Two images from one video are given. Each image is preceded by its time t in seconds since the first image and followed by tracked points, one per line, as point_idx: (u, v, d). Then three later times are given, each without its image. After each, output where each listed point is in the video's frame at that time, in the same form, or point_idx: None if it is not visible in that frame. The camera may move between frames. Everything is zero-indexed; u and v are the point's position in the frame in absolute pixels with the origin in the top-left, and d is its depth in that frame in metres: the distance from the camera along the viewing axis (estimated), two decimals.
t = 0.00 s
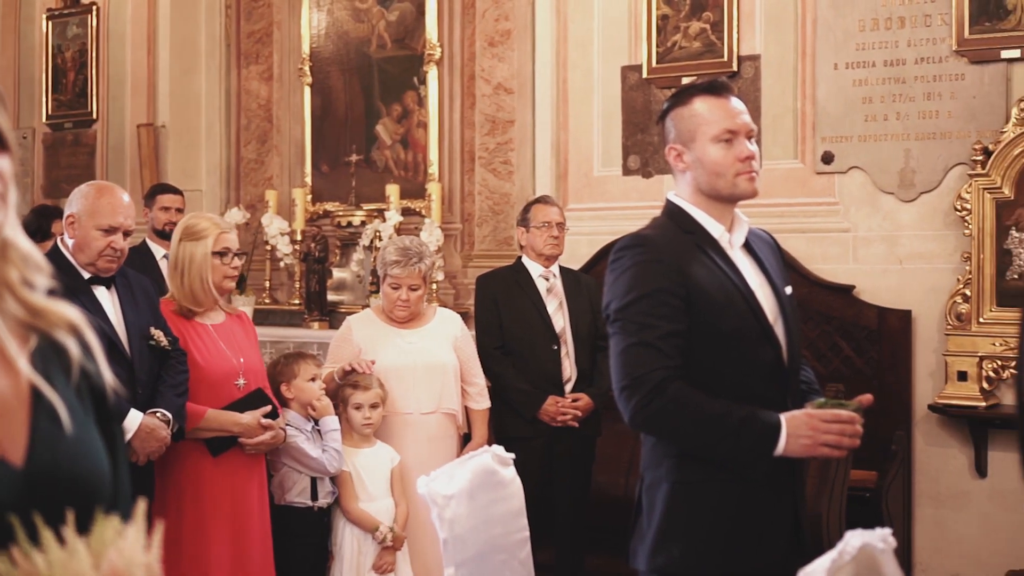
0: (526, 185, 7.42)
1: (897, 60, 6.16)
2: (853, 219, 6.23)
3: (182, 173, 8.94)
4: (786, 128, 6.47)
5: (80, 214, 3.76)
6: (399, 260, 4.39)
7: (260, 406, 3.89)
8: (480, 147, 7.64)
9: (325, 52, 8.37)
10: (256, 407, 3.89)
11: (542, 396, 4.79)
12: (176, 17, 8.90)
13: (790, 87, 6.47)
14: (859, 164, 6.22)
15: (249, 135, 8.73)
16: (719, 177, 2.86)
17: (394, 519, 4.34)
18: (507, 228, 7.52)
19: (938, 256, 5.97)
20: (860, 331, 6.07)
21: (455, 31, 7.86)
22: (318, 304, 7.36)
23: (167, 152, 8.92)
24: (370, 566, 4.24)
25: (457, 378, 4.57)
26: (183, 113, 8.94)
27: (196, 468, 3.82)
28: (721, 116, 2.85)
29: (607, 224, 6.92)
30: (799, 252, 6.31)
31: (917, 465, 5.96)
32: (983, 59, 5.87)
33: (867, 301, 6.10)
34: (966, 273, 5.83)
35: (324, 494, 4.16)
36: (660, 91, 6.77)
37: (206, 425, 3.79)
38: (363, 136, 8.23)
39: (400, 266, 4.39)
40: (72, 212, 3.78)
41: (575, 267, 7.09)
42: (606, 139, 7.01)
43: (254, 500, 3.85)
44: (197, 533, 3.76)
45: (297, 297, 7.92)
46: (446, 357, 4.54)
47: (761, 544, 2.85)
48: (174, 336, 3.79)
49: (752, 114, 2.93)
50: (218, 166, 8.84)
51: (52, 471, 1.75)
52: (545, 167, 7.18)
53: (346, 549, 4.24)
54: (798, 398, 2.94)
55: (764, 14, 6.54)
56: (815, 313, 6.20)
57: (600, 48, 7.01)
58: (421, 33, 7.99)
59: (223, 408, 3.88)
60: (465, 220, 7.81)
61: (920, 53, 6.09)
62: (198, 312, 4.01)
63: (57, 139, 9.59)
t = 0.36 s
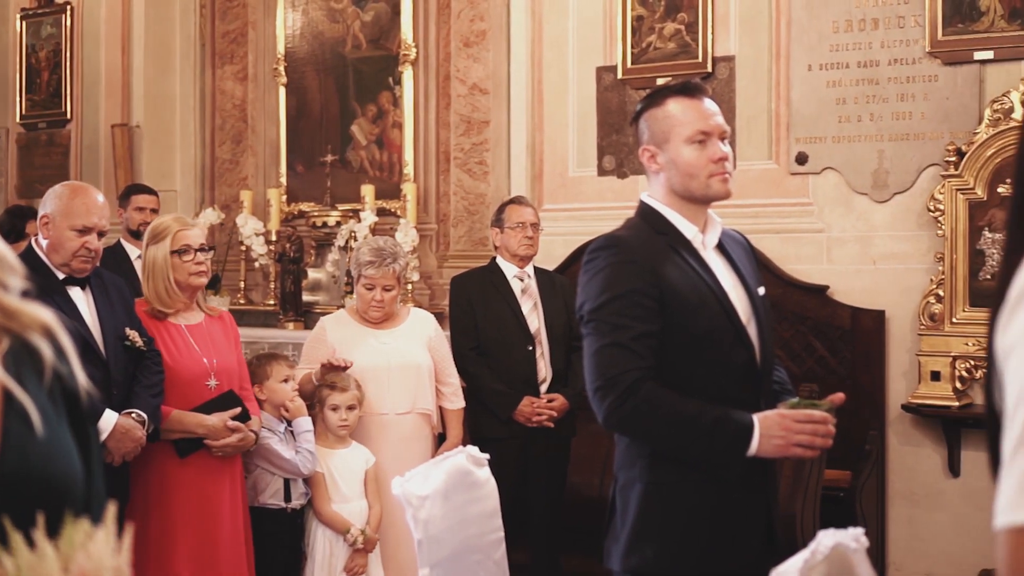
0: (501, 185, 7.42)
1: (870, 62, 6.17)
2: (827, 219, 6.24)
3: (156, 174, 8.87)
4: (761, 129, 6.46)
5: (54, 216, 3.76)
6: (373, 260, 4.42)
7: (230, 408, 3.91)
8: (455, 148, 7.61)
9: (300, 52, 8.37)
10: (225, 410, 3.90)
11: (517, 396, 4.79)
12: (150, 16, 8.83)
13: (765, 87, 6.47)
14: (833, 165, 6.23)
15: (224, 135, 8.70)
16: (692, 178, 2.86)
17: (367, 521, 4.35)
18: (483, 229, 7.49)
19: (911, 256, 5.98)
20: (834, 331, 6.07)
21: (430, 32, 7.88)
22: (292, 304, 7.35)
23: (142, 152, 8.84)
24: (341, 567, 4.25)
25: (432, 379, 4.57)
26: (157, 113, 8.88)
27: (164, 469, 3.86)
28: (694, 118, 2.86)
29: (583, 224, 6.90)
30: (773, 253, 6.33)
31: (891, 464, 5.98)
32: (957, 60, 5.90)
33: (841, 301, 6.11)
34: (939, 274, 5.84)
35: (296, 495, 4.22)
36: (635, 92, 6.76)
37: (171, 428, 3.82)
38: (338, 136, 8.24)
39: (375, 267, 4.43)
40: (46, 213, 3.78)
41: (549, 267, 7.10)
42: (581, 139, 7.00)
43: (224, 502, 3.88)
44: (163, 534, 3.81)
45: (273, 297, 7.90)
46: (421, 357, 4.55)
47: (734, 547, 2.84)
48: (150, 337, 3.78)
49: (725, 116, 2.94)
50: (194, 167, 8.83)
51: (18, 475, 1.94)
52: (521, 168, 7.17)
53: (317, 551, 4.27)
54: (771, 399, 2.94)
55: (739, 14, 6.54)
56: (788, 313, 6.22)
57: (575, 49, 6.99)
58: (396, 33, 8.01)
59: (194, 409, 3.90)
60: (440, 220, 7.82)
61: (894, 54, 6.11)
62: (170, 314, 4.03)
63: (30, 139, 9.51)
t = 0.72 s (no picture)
0: (478, 185, 7.40)
1: (845, 62, 6.19)
2: (801, 219, 6.25)
3: (129, 173, 8.80)
4: (735, 130, 6.45)
5: (27, 217, 3.79)
6: (348, 260, 4.43)
7: (204, 409, 3.92)
8: (430, 148, 7.60)
9: (275, 52, 8.33)
10: (199, 411, 3.92)
11: (492, 397, 4.80)
12: (123, 15, 8.77)
13: (739, 87, 6.46)
14: (807, 166, 6.24)
15: (198, 135, 8.70)
16: (664, 178, 2.86)
17: (342, 522, 4.35)
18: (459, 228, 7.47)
19: (885, 256, 5.99)
20: (808, 330, 6.07)
21: (405, 33, 7.88)
22: (267, 304, 7.33)
23: (116, 151, 8.77)
24: (316, 569, 4.26)
25: (406, 379, 4.61)
26: (132, 113, 8.83)
27: (138, 471, 3.86)
28: (666, 117, 2.87)
29: (558, 223, 6.89)
30: (747, 253, 6.32)
31: (865, 464, 6.00)
32: (931, 61, 5.91)
33: (815, 301, 6.12)
34: (913, 273, 5.86)
35: (270, 496, 4.23)
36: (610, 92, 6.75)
37: (145, 429, 3.82)
38: (313, 136, 8.22)
39: (349, 267, 4.45)
40: (19, 214, 3.82)
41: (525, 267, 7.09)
42: (556, 139, 6.98)
43: (198, 502, 3.89)
44: (136, 535, 3.81)
45: (248, 298, 7.87)
46: (395, 357, 4.57)
47: (708, 546, 2.83)
48: (124, 337, 3.81)
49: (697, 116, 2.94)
50: (168, 167, 8.79)
51: None
52: (497, 168, 7.16)
53: (292, 552, 4.28)
54: (744, 398, 2.94)
55: (713, 15, 6.53)
56: (763, 313, 6.20)
57: (551, 49, 6.96)
58: (371, 33, 7.98)
59: (169, 410, 3.90)
60: (416, 220, 7.86)
61: (868, 55, 6.13)
62: (142, 316, 4.04)
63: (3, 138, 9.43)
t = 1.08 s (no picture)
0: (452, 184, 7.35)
1: (819, 62, 6.19)
2: (776, 219, 6.23)
3: (105, 173, 8.73)
4: (710, 129, 6.44)
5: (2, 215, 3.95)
6: (321, 260, 4.45)
7: (179, 409, 4.02)
8: (405, 148, 7.54)
9: (249, 51, 8.26)
10: (174, 410, 4.02)
11: (468, 397, 4.84)
12: (97, 14, 8.69)
13: (715, 87, 6.44)
14: (781, 166, 6.23)
15: (173, 134, 8.62)
16: (636, 177, 2.86)
17: (318, 521, 4.39)
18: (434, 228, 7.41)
19: (860, 256, 6.00)
20: (783, 330, 6.06)
21: (380, 32, 7.82)
22: (243, 303, 7.30)
23: (90, 151, 8.66)
24: (292, 568, 4.30)
25: (381, 378, 4.63)
26: (106, 112, 8.74)
27: (114, 471, 3.94)
28: (637, 117, 2.87)
29: (534, 224, 6.82)
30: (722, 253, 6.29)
31: (840, 463, 6.01)
32: (905, 61, 5.92)
33: (790, 301, 6.10)
34: (886, 273, 5.89)
35: (243, 496, 4.32)
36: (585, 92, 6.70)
37: (120, 429, 3.91)
38: (288, 135, 8.13)
39: (322, 267, 4.46)
40: None
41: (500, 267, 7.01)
42: (530, 139, 6.93)
43: (173, 500, 3.99)
44: (112, 535, 3.89)
45: (222, 298, 7.83)
46: (369, 356, 4.60)
47: (681, 545, 2.82)
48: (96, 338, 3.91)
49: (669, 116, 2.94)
50: (142, 166, 8.71)
51: None
52: (472, 167, 7.12)
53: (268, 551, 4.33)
54: (716, 398, 2.94)
55: (688, 15, 6.50)
56: (739, 313, 6.17)
57: (525, 48, 6.91)
58: (346, 33, 7.91)
59: (142, 410, 3.99)
60: (392, 220, 7.80)
61: (842, 56, 6.12)
62: (114, 315, 4.10)
63: None
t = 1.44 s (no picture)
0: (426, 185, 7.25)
1: (793, 62, 6.18)
2: (750, 220, 6.22)
3: (77, 173, 8.49)
4: (684, 129, 6.42)
5: None
6: (292, 261, 4.50)
7: (151, 408, 4.10)
8: (379, 148, 7.44)
9: (223, 51, 8.08)
10: (146, 410, 4.09)
11: (441, 397, 4.91)
12: (71, 15, 8.48)
13: (688, 87, 6.42)
14: (755, 165, 6.22)
15: (146, 134, 8.40)
16: (607, 177, 2.86)
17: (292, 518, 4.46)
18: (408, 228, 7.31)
19: (833, 256, 6.00)
20: (757, 330, 6.07)
21: (355, 32, 7.69)
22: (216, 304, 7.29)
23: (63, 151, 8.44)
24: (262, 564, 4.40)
25: (353, 378, 4.68)
26: (79, 112, 8.52)
27: (84, 471, 4.01)
28: (609, 117, 2.87)
29: (510, 224, 6.79)
30: (697, 253, 6.29)
31: (814, 463, 6.02)
32: (878, 61, 5.93)
33: (764, 301, 6.11)
34: (860, 273, 5.91)
35: (216, 497, 4.36)
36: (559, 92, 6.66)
37: (90, 430, 3.97)
38: (262, 134, 7.99)
39: (293, 268, 4.52)
40: None
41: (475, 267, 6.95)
42: (505, 138, 6.90)
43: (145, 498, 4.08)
44: (83, 533, 3.98)
45: (196, 298, 7.77)
46: (342, 357, 4.65)
47: (652, 544, 2.83)
48: (68, 338, 3.95)
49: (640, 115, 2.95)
50: (116, 167, 8.44)
51: None
52: (446, 167, 7.06)
53: (240, 549, 4.43)
54: (687, 397, 2.94)
55: (662, 15, 6.48)
56: (713, 313, 6.17)
57: (499, 48, 6.88)
58: (320, 32, 7.78)
59: (112, 411, 4.07)
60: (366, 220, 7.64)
61: (815, 56, 6.13)
62: (82, 315, 4.17)
63: None
